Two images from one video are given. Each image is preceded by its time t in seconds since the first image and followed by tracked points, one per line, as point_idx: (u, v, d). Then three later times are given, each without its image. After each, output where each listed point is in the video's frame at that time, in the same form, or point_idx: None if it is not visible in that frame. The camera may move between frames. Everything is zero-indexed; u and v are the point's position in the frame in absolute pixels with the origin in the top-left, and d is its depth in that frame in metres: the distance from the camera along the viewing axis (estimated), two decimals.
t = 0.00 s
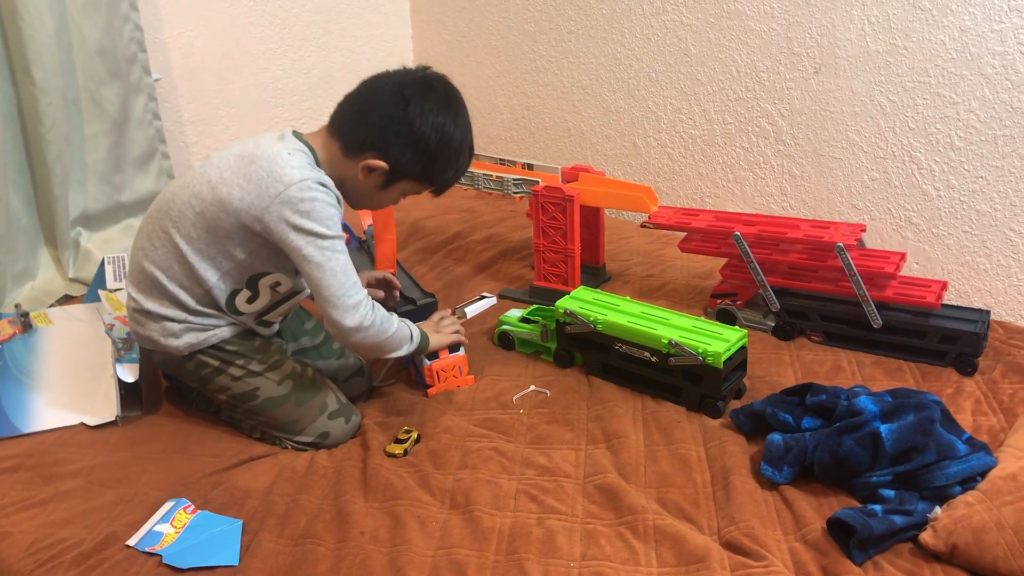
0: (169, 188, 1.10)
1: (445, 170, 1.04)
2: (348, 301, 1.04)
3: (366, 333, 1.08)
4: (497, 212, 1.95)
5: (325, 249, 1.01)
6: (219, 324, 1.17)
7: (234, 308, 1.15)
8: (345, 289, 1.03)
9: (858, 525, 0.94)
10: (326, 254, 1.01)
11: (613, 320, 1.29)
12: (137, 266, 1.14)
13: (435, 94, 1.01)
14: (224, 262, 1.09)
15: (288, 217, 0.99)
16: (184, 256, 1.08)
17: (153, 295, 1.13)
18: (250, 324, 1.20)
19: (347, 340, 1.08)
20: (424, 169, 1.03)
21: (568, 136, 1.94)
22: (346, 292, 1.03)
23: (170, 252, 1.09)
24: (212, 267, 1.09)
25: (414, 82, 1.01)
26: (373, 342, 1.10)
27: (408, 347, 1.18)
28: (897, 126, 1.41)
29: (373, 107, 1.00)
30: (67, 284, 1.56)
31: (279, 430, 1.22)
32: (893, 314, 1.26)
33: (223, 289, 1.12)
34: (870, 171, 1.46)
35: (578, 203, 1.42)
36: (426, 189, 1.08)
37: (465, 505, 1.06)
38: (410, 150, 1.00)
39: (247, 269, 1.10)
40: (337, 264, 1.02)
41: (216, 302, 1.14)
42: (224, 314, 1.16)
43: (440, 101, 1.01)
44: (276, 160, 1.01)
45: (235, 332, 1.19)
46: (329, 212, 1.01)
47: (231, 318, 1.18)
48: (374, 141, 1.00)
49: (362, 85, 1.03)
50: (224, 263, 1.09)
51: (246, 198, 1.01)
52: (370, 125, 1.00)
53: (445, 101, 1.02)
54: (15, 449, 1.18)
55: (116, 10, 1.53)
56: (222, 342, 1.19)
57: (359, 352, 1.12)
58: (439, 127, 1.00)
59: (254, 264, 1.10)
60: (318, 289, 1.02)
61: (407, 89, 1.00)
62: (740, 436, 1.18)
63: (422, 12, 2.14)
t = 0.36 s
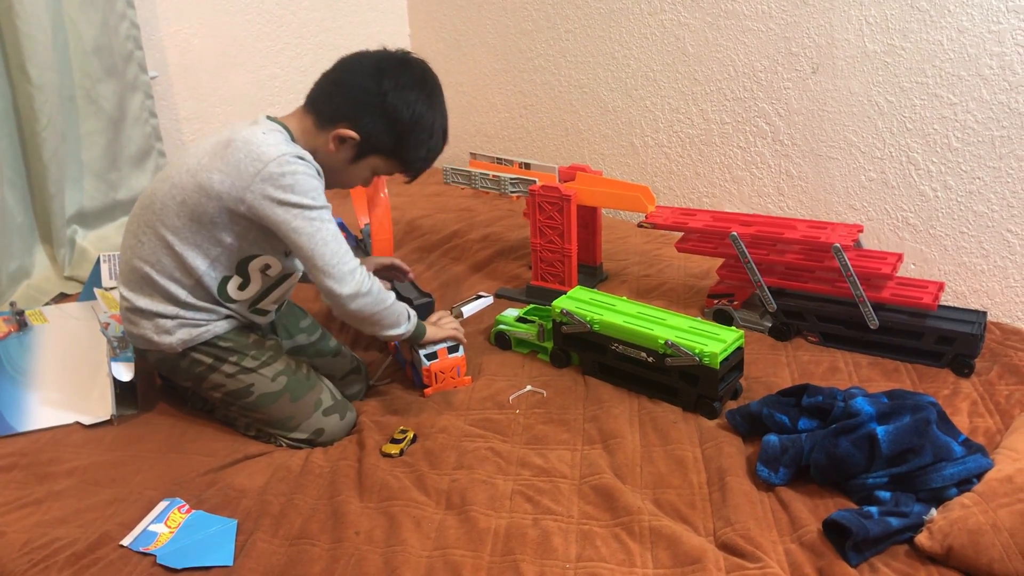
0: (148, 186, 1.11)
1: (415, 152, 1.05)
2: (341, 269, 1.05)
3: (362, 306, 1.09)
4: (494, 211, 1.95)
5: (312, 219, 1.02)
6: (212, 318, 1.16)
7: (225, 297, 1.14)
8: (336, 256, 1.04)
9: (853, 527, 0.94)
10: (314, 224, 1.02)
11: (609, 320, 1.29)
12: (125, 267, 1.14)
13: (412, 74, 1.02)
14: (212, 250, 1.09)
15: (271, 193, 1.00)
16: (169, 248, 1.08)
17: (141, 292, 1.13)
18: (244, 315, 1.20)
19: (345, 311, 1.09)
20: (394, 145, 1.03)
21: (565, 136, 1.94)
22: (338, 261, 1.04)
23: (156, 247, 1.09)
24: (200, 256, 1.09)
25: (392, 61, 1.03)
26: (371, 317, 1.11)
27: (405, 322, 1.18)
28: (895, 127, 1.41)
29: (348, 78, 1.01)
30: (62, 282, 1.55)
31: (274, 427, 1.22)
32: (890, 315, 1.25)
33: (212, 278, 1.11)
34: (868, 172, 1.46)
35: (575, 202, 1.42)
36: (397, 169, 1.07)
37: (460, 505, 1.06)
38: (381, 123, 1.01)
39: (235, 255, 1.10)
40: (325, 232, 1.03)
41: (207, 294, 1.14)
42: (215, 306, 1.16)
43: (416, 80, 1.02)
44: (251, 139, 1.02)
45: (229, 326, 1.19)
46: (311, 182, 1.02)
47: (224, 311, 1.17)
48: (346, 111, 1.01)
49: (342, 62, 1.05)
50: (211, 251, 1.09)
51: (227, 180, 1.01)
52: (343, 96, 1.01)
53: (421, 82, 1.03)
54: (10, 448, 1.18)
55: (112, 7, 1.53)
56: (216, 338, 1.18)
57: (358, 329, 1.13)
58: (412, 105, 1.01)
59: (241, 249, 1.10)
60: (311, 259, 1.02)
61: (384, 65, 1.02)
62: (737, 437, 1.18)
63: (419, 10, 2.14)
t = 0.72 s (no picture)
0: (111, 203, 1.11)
1: (359, 157, 1.01)
2: (329, 258, 1.06)
3: (355, 293, 1.11)
4: (491, 212, 1.95)
5: (284, 218, 1.02)
6: (196, 326, 1.17)
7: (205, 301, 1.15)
8: (318, 247, 1.05)
9: (849, 530, 0.94)
10: (286, 221, 1.02)
11: (606, 321, 1.29)
12: (104, 283, 1.16)
13: (363, 76, 0.99)
14: (185, 259, 1.09)
15: (233, 202, 0.99)
16: (140, 262, 1.09)
17: (119, 306, 1.15)
18: (225, 317, 1.20)
19: (339, 297, 1.11)
20: (335, 147, 1.00)
21: (563, 137, 1.94)
22: (322, 252, 1.06)
23: (128, 261, 1.11)
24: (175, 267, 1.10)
25: (343, 60, 0.99)
26: (369, 302, 1.13)
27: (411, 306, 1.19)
28: (892, 129, 1.41)
29: (293, 74, 0.98)
30: (59, 282, 1.56)
31: (265, 432, 1.21)
32: (887, 318, 1.25)
33: (186, 285, 1.12)
34: (865, 174, 1.46)
35: (572, 204, 1.42)
36: (342, 174, 1.04)
37: (456, 507, 1.06)
38: (318, 125, 0.98)
39: (205, 259, 1.10)
40: (303, 227, 1.04)
41: (184, 302, 1.14)
42: (197, 313, 1.17)
43: (364, 83, 0.98)
44: (203, 147, 1.01)
45: (215, 329, 1.20)
46: (272, 183, 1.01)
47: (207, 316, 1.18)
48: (287, 109, 0.99)
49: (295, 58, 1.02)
50: (184, 259, 1.09)
51: (187, 193, 1.01)
52: (286, 94, 0.99)
53: (371, 84, 0.99)
54: (5, 449, 1.18)
55: (110, 8, 1.53)
56: (203, 345, 1.19)
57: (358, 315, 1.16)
58: (355, 109, 0.97)
59: (213, 254, 1.10)
60: (293, 255, 1.04)
61: (333, 63, 0.99)
62: (733, 439, 1.18)
63: (417, 11, 2.14)
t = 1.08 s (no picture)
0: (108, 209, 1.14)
1: (308, 188, 0.87)
2: (276, 319, 1.01)
3: (294, 362, 1.04)
4: (494, 213, 1.95)
5: (234, 274, 0.98)
6: (195, 332, 1.20)
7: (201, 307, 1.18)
8: (260, 310, 1.00)
9: (849, 533, 0.94)
10: (226, 277, 0.98)
11: (608, 323, 1.29)
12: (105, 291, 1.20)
13: (320, 94, 0.86)
14: (171, 276, 1.11)
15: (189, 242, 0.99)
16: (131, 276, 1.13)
17: (117, 315, 1.18)
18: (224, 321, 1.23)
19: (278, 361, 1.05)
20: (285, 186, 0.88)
21: (566, 139, 1.94)
22: (254, 317, 1.00)
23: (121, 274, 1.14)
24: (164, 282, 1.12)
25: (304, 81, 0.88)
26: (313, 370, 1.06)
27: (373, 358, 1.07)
28: (895, 132, 1.41)
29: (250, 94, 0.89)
30: (63, 281, 1.57)
31: (267, 438, 1.21)
32: (889, 321, 1.25)
33: (177, 298, 1.15)
34: (868, 177, 1.46)
35: (575, 206, 1.42)
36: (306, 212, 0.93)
37: (457, 508, 1.06)
38: (261, 146, 0.86)
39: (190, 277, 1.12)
40: (248, 286, 0.99)
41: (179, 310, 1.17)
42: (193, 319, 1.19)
43: (316, 101, 0.86)
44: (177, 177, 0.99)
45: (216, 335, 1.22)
46: (227, 232, 0.97)
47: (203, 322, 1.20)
48: (236, 143, 0.89)
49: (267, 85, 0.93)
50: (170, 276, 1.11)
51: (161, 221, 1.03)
52: (239, 115, 0.88)
53: (328, 104, 0.86)
54: (8, 448, 1.18)
55: (114, 9, 1.53)
56: (206, 351, 1.21)
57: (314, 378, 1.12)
58: (300, 129, 0.84)
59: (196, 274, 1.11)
60: (228, 311, 1.01)
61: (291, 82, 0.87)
62: (734, 442, 1.18)
63: (420, 13, 2.14)
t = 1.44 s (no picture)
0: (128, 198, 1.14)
1: (298, 225, 0.85)
2: (201, 360, 1.06)
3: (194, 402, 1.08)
4: (508, 209, 1.95)
5: (189, 301, 1.04)
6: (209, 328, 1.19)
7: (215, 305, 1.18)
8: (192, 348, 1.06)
9: (865, 531, 0.93)
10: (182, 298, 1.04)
11: (622, 319, 1.29)
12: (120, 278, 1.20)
13: (314, 129, 0.85)
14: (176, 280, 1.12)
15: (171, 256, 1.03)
16: (142, 274, 1.13)
17: (133, 305, 1.19)
18: (240, 315, 1.21)
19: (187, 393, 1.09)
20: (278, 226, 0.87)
21: (581, 135, 1.94)
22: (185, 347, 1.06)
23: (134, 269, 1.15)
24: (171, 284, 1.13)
25: (301, 115, 0.87)
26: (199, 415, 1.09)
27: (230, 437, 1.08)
28: (913, 129, 1.40)
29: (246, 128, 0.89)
30: (78, 273, 1.57)
31: (282, 430, 1.22)
32: (905, 319, 1.25)
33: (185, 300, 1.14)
34: (884, 175, 1.45)
35: (590, 201, 1.42)
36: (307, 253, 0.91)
37: (470, 502, 1.06)
38: (248, 178, 0.85)
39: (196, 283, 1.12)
40: (189, 318, 1.05)
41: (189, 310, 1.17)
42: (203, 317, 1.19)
43: (308, 135, 0.85)
44: (178, 181, 1.01)
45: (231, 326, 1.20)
46: (194, 261, 1.01)
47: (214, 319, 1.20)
48: (231, 184, 0.88)
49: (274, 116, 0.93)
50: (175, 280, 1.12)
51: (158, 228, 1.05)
52: (232, 151, 0.88)
53: (316, 138, 0.85)
54: (22, 437, 1.19)
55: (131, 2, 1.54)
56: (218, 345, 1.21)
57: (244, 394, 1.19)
58: (288, 163, 0.83)
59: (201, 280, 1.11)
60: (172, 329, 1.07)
61: (285, 115, 0.87)
62: (749, 439, 1.17)
63: (435, 8, 2.14)
